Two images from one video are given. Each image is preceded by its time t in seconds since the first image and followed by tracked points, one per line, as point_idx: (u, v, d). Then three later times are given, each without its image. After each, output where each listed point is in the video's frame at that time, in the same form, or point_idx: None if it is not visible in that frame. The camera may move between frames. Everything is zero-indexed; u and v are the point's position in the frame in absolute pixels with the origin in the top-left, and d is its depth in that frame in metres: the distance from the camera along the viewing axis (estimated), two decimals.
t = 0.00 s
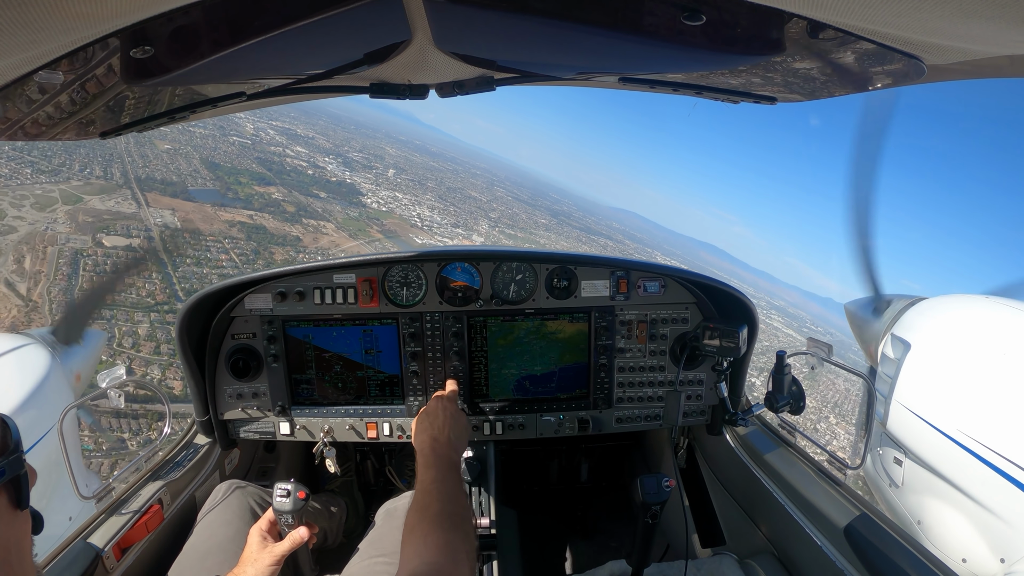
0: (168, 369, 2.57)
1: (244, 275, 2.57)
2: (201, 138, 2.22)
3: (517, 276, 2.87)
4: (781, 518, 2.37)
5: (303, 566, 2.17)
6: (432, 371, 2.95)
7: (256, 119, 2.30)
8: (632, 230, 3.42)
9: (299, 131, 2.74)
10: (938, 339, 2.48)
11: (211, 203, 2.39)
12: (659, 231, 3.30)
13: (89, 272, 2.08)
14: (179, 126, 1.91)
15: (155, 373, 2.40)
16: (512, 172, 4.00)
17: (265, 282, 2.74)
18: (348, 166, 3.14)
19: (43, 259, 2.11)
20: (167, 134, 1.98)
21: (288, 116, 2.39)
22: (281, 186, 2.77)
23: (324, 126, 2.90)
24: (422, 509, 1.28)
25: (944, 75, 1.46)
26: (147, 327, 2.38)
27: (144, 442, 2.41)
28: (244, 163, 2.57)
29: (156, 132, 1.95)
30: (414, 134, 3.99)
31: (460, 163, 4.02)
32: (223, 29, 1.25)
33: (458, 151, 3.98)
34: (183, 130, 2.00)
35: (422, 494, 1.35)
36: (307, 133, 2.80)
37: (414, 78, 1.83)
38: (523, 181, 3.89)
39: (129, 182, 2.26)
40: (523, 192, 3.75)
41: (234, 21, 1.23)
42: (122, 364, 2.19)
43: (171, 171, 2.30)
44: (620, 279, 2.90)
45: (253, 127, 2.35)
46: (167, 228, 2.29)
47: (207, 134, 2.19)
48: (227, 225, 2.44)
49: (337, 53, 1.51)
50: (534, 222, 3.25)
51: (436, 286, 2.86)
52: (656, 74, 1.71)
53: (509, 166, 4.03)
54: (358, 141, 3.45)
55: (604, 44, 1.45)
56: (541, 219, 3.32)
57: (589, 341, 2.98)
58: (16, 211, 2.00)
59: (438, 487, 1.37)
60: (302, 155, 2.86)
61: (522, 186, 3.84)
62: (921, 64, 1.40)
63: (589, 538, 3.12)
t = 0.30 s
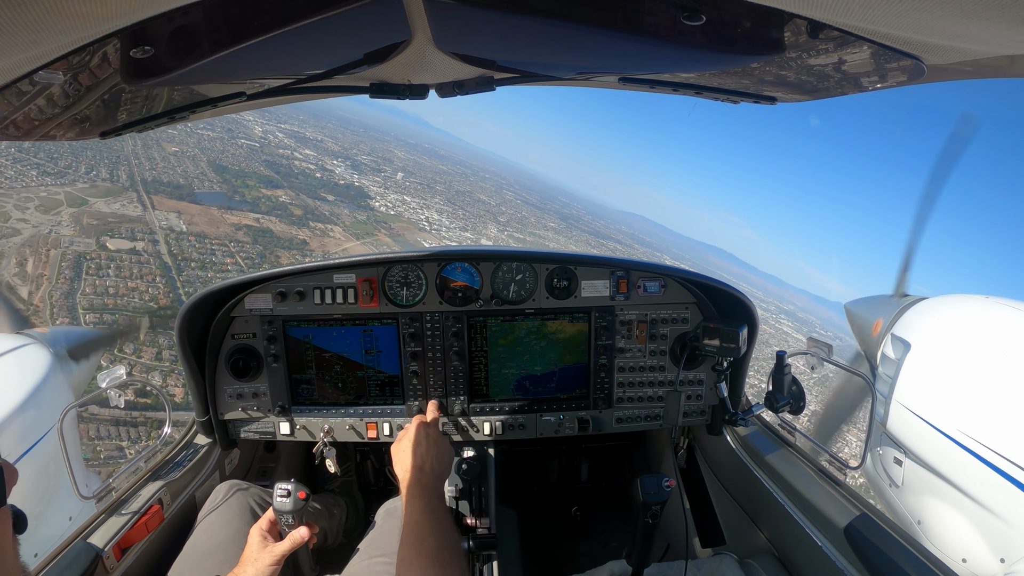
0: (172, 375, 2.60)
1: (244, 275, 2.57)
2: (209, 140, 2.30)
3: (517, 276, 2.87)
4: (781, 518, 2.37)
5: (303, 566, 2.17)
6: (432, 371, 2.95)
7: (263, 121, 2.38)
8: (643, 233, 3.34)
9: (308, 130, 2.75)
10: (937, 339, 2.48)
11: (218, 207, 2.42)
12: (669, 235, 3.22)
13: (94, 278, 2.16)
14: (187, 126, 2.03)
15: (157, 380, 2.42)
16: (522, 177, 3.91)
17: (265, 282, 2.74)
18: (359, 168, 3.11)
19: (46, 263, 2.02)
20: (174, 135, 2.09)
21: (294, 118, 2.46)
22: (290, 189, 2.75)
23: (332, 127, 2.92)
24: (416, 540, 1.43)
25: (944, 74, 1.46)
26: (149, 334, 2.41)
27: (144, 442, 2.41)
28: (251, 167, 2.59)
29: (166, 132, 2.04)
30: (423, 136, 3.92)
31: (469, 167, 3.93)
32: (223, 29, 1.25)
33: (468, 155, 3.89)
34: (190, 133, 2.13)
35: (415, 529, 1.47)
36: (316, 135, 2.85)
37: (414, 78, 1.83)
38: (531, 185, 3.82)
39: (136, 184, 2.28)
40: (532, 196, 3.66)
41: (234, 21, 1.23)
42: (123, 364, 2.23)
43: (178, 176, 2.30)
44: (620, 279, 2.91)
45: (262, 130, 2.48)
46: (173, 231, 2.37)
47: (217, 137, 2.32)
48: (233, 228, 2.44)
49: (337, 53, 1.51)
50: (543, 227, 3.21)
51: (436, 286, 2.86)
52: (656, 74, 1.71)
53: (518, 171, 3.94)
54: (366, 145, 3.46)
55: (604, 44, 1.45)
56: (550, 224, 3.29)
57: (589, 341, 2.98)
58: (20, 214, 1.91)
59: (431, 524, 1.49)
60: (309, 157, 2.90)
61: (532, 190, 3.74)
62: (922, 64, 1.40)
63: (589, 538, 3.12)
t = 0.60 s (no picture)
0: (172, 383, 2.61)
1: (245, 276, 2.56)
2: (217, 143, 2.32)
3: (517, 276, 2.87)
4: (781, 518, 2.37)
5: (303, 566, 2.18)
6: (432, 371, 2.96)
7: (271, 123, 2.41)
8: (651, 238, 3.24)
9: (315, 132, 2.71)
10: (937, 338, 2.48)
11: (224, 211, 2.35)
12: (678, 238, 3.12)
13: (98, 281, 2.12)
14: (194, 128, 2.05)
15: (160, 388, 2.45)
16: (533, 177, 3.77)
17: (265, 283, 2.74)
18: (367, 171, 3.05)
19: (49, 266, 1.99)
20: (180, 138, 2.13)
21: (304, 121, 2.45)
22: (297, 194, 2.59)
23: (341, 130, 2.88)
24: None
25: (944, 75, 1.46)
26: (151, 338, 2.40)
27: (146, 442, 2.43)
28: (258, 168, 2.56)
29: (174, 133, 2.05)
30: (434, 139, 3.69)
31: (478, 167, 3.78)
32: (223, 29, 1.25)
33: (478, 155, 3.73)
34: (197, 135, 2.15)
35: None
36: (322, 139, 2.77)
37: (414, 78, 1.83)
38: (541, 188, 3.56)
39: (142, 188, 2.25)
40: (542, 200, 3.47)
41: (235, 22, 1.23)
42: (122, 364, 2.22)
43: (184, 177, 2.33)
44: (619, 279, 2.91)
45: (270, 133, 2.49)
46: (178, 234, 2.31)
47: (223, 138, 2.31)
48: (239, 232, 2.39)
49: (337, 53, 1.51)
50: (551, 231, 3.12)
51: (436, 286, 2.86)
52: (655, 74, 1.71)
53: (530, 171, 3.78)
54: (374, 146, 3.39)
55: (605, 44, 1.45)
56: (558, 228, 3.18)
57: (589, 341, 2.98)
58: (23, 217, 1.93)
59: None
60: (317, 161, 2.87)
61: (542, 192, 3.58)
62: (922, 64, 1.39)
63: (589, 538, 3.12)
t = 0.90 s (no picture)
0: (172, 391, 2.62)
1: (245, 276, 2.56)
2: (224, 146, 2.38)
3: (517, 276, 2.87)
4: (781, 518, 2.37)
5: (303, 566, 2.18)
6: (432, 371, 2.96)
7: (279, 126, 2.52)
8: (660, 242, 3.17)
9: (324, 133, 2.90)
10: (937, 338, 2.48)
11: (231, 214, 2.37)
12: (686, 242, 3.09)
13: (101, 285, 2.24)
14: (200, 132, 2.10)
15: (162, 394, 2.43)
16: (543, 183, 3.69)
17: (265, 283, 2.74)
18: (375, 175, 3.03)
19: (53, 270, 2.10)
20: (188, 140, 2.17)
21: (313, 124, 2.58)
22: (305, 197, 2.62)
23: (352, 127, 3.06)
24: None
25: (944, 75, 1.46)
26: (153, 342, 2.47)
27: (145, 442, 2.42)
28: (268, 172, 2.69)
29: (181, 136, 2.08)
30: (442, 143, 3.71)
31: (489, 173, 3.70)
32: (223, 29, 1.25)
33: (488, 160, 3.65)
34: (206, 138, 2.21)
35: None
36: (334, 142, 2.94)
37: (414, 78, 1.83)
38: (550, 192, 3.54)
39: (148, 192, 2.34)
40: (551, 204, 3.48)
41: (235, 21, 1.23)
42: (122, 365, 2.23)
43: (192, 181, 2.42)
44: (620, 279, 2.91)
45: (278, 135, 2.56)
46: (182, 238, 2.43)
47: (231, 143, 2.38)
48: (245, 235, 2.44)
49: (337, 53, 1.51)
50: (560, 233, 3.09)
51: (436, 286, 2.86)
52: (656, 74, 1.71)
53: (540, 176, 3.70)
54: (382, 151, 3.45)
55: (605, 44, 1.45)
56: (567, 232, 3.14)
57: (590, 341, 2.98)
58: (28, 220, 2.01)
59: None
60: (325, 164, 2.91)
61: (551, 198, 3.52)
62: (922, 64, 1.39)
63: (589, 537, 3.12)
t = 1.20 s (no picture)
0: (172, 400, 2.58)
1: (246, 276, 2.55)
2: (234, 150, 2.51)
3: (517, 276, 2.87)
4: (782, 518, 2.37)
5: (303, 566, 2.18)
6: (432, 371, 2.96)
7: (288, 129, 2.60)
8: (668, 246, 3.12)
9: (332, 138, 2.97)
10: (937, 338, 2.48)
11: (237, 216, 2.43)
12: (695, 245, 3.11)
13: (104, 288, 2.08)
14: (207, 134, 2.23)
15: (161, 403, 2.45)
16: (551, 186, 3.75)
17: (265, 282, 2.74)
18: (383, 179, 3.05)
19: (52, 275, 1.96)
20: (196, 143, 2.28)
21: (319, 124, 2.66)
22: (312, 201, 2.72)
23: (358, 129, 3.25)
24: None
25: (944, 75, 1.46)
26: (155, 351, 2.41)
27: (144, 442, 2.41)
28: (276, 175, 2.76)
29: (186, 138, 2.20)
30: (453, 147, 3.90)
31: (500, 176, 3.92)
32: (223, 29, 1.25)
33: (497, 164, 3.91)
34: (213, 141, 2.36)
35: None
36: (340, 147, 3.11)
37: (414, 78, 1.83)
38: (559, 196, 3.54)
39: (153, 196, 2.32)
40: (562, 208, 3.48)
41: (235, 22, 1.23)
42: (122, 365, 2.22)
43: (199, 185, 2.46)
44: (620, 279, 2.90)
45: (287, 139, 2.64)
46: (188, 242, 2.32)
47: (240, 147, 2.49)
48: (251, 240, 2.46)
49: (338, 53, 1.51)
50: (569, 237, 3.06)
51: (436, 286, 2.86)
52: (655, 74, 1.71)
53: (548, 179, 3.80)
54: (392, 154, 3.55)
55: (604, 44, 1.45)
56: (577, 234, 3.12)
57: (589, 341, 2.98)
58: (32, 223, 1.91)
59: None
60: (332, 168, 3.00)
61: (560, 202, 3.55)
62: (922, 64, 1.40)
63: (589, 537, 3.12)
